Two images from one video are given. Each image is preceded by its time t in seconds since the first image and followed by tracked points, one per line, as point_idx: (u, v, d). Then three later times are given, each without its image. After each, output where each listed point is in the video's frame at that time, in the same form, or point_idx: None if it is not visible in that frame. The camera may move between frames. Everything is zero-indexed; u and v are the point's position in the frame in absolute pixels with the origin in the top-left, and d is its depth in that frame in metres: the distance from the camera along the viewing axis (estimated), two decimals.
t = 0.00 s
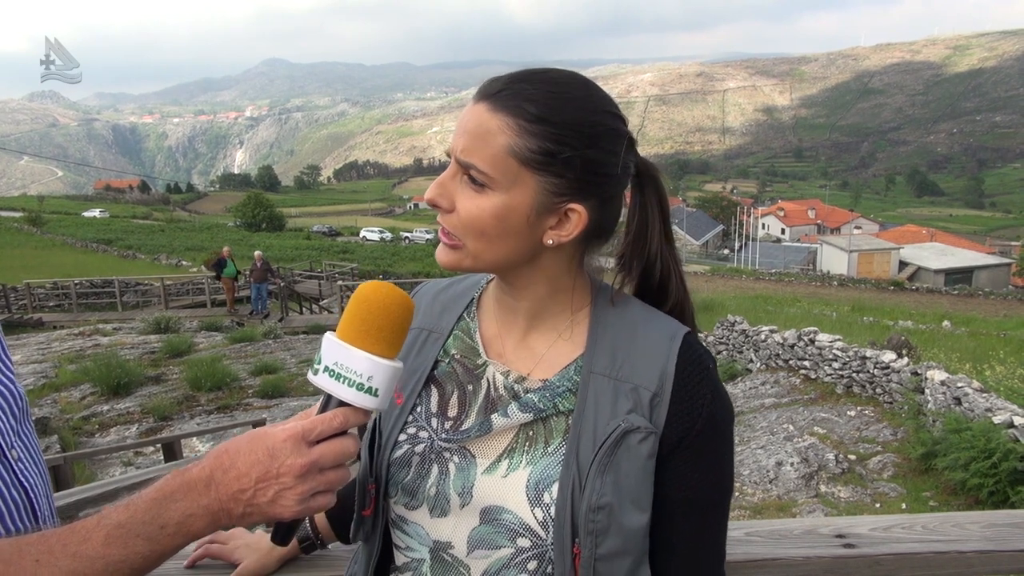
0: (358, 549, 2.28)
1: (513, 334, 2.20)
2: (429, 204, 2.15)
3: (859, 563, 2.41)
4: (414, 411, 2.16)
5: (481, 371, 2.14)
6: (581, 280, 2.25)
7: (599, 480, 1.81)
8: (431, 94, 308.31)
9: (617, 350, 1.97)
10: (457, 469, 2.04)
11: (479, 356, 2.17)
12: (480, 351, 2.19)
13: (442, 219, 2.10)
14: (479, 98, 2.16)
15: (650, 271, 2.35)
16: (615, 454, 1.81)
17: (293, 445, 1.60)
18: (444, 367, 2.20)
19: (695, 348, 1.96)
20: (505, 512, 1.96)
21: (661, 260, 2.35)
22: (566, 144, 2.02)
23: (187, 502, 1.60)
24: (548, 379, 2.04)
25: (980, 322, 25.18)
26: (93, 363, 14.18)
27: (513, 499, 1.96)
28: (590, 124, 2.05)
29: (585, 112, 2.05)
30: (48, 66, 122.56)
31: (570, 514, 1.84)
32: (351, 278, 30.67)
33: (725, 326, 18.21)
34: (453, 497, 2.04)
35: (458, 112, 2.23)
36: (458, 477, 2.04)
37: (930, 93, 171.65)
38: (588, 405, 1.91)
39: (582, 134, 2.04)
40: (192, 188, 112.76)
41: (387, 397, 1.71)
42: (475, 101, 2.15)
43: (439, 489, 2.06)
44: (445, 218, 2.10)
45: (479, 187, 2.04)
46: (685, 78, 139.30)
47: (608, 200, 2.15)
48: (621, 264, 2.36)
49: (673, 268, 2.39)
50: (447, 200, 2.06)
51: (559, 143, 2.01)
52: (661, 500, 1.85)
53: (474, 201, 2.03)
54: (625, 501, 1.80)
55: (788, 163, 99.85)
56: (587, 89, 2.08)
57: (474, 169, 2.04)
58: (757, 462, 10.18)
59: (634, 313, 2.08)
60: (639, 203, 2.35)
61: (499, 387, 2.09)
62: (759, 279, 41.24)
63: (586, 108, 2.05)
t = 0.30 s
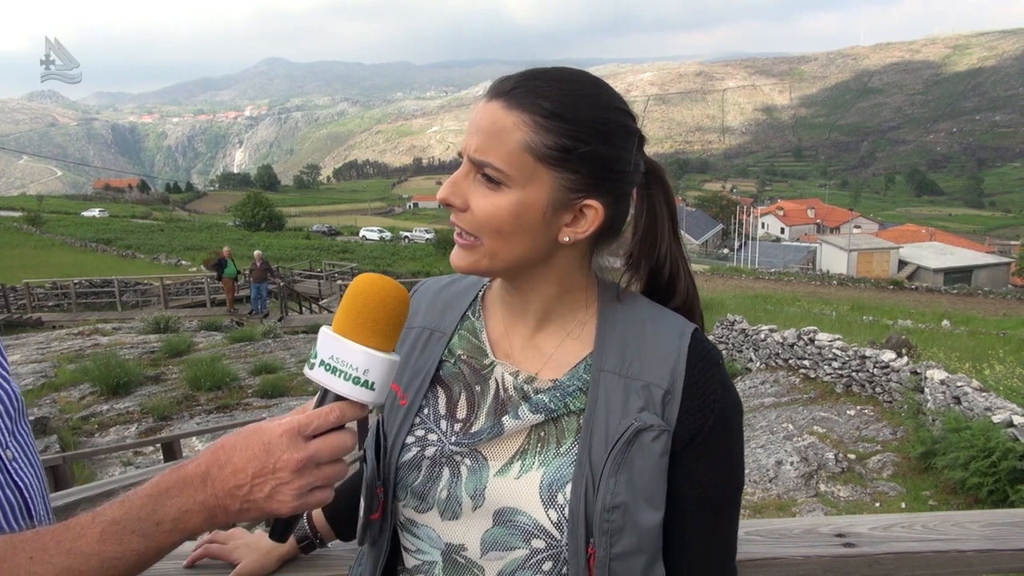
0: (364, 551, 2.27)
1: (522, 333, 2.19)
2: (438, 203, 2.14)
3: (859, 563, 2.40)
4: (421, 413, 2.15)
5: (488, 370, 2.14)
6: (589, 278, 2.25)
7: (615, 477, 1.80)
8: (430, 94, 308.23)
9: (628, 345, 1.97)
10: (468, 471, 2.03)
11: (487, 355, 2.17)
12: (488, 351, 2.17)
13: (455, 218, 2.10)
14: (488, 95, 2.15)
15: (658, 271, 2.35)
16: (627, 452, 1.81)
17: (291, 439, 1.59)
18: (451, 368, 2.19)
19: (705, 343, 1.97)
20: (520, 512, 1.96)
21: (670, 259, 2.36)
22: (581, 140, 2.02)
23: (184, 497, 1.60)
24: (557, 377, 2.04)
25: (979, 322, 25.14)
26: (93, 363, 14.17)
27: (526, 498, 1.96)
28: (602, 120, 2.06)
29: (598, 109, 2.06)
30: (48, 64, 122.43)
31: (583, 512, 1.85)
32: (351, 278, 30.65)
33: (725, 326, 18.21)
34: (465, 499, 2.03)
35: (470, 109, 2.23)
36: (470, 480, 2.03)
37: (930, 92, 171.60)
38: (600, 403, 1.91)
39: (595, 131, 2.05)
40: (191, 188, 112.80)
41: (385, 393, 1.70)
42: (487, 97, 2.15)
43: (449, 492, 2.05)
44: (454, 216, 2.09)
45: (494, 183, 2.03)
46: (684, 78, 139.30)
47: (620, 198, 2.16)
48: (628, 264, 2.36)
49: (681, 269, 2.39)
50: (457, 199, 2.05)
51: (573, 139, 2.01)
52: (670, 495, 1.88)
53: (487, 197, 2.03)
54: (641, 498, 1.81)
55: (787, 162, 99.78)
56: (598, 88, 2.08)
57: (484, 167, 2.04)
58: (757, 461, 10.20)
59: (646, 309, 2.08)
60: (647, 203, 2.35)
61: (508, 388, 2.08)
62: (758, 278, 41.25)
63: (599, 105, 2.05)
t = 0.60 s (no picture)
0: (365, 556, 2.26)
1: (523, 334, 2.19)
2: (444, 204, 2.13)
3: (861, 565, 2.39)
4: (421, 417, 2.13)
5: (488, 375, 2.12)
6: (593, 281, 2.24)
7: (618, 479, 1.80)
8: (430, 93, 308.20)
9: (630, 345, 1.96)
10: (469, 477, 2.02)
11: (486, 358, 2.16)
12: (487, 354, 2.16)
13: (460, 218, 2.08)
14: (491, 96, 2.15)
15: (662, 274, 2.34)
16: (630, 455, 1.80)
17: (287, 448, 1.58)
18: (449, 372, 2.17)
19: (707, 344, 1.96)
20: (521, 519, 1.95)
21: (669, 262, 2.36)
22: (588, 136, 2.03)
23: (180, 505, 1.58)
24: (558, 381, 2.03)
25: (979, 322, 25.09)
26: (92, 362, 14.15)
27: (527, 505, 1.95)
28: (606, 119, 2.06)
29: (602, 109, 2.05)
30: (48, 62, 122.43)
31: (586, 518, 1.84)
32: (351, 278, 30.63)
33: (725, 325, 18.19)
34: (467, 505, 2.02)
35: (473, 109, 2.22)
36: (471, 486, 2.02)
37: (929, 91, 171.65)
38: (601, 404, 1.90)
39: (602, 125, 2.04)
40: (191, 187, 112.83)
41: (384, 399, 1.69)
42: (492, 97, 2.14)
43: (451, 497, 2.04)
44: (460, 217, 2.08)
45: (502, 181, 2.02)
46: (684, 77, 139.28)
47: (626, 196, 2.16)
48: (630, 264, 2.35)
49: (681, 270, 2.40)
50: (465, 200, 2.04)
51: (580, 134, 2.01)
52: (673, 496, 1.86)
53: (493, 195, 2.01)
54: (644, 499, 1.80)
55: (787, 161, 99.81)
56: (600, 88, 2.08)
57: (492, 166, 2.02)
58: (757, 461, 10.21)
59: (648, 311, 2.07)
60: (649, 204, 2.36)
61: (508, 391, 2.07)
62: (758, 277, 41.25)
63: (603, 105, 2.06)
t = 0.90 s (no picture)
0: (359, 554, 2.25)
1: (518, 334, 2.18)
2: (442, 203, 2.13)
3: (862, 565, 2.38)
4: (415, 417, 2.14)
5: (482, 374, 2.12)
6: (589, 280, 2.22)
7: (609, 481, 1.79)
8: (429, 92, 308.19)
9: (625, 346, 1.95)
10: (463, 474, 2.01)
11: (481, 357, 2.15)
12: (482, 354, 2.16)
13: (455, 218, 2.08)
14: (488, 95, 2.14)
15: (658, 276, 2.33)
16: (622, 455, 1.80)
17: (283, 449, 1.57)
18: (445, 370, 2.17)
19: (702, 343, 1.96)
20: (514, 518, 1.95)
21: (663, 264, 2.36)
22: (585, 133, 2.03)
23: (173, 507, 1.58)
24: (552, 380, 2.03)
25: (978, 321, 25.10)
26: (92, 361, 14.15)
27: (521, 504, 1.94)
28: (599, 119, 2.06)
29: (597, 110, 2.05)
30: (49, 59, 122.39)
31: (580, 517, 1.83)
32: (350, 277, 30.63)
33: (724, 325, 18.17)
34: (461, 504, 2.01)
35: (469, 107, 2.23)
36: (463, 485, 2.01)
37: (929, 91, 171.69)
38: (596, 404, 1.89)
39: (597, 124, 2.04)
40: (191, 186, 112.93)
41: (379, 401, 1.69)
42: (487, 95, 2.14)
43: (445, 496, 2.03)
44: (457, 217, 2.07)
45: (497, 180, 2.02)
46: (684, 77, 139.30)
47: (622, 192, 2.15)
48: (624, 263, 2.33)
49: (676, 272, 2.39)
50: (463, 201, 2.03)
51: (577, 131, 2.01)
52: (669, 494, 1.86)
53: (488, 193, 2.01)
54: (636, 501, 1.80)
55: (787, 161, 99.81)
56: (596, 87, 2.09)
57: (490, 165, 2.02)
58: (757, 461, 10.22)
59: (644, 310, 2.07)
60: (644, 204, 2.36)
61: (502, 390, 2.07)
62: (758, 276, 41.28)
63: (598, 105, 2.06)
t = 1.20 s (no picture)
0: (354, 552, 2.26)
1: (513, 333, 2.18)
2: (439, 199, 2.14)
3: (860, 565, 2.39)
4: (411, 413, 2.13)
5: (479, 371, 2.12)
6: (586, 278, 2.21)
7: (599, 484, 1.79)
8: (429, 91, 308.19)
9: (621, 348, 1.95)
10: (453, 471, 2.01)
11: (477, 356, 2.15)
12: (478, 353, 2.16)
13: (452, 215, 2.08)
14: (489, 92, 2.14)
15: (655, 279, 2.33)
16: (612, 458, 1.80)
17: (279, 453, 1.57)
18: (442, 368, 2.17)
19: (696, 346, 1.96)
20: (502, 518, 1.94)
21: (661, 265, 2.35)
22: (585, 133, 2.03)
23: (169, 510, 1.58)
24: (545, 380, 2.03)
25: (979, 320, 25.09)
26: (91, 360, 14.14)
27: (510, 505, 1.93)
28: (600, 117, 2.06)
29: (597, 111, 2.05)
30: (49, 57, 122.30)
31: (569, 518, 1.83)
32: (350, 275, 30.64)
33: (724, 324, 18.14)
34: (450, 501, 2.00)
35: (470, 104, 2.24)
36: (454, 481, 2.00)
37: (929, 89, 171.66)
38: (589, 405, 1.89)
39: (597, 125, 2.05)
40: (191, 184, 112.95)
41: (377, 403, 1.69)
42: (490, 91, 2.15)
43: (435, 492, 2.03)
44: (454, 214, 2.08)
45: (494, 174, 2.03)
46: (684, 76, 139.43)
47: (623, 189, 2.15)
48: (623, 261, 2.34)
49: (674, 275, 2.39)
50: (459, 197, 2.04)
51: (576, 131, 2.01)
52: (661, 495, 1.85)
53: (487, 189, 2.02)
54: (624, 504, 1.80)
55: (788, 160, 99.85)
56: (596, 87, 2.09)
57: (487, 162, 2.03)
58: (757, 459, 10.23)
59: (638, 311, 2.07)
60: (641, 206, 2.36)
61: (496, 389, 2.06)
62: (757, 275, 41.28)
63: (599, 106, 2.05)
